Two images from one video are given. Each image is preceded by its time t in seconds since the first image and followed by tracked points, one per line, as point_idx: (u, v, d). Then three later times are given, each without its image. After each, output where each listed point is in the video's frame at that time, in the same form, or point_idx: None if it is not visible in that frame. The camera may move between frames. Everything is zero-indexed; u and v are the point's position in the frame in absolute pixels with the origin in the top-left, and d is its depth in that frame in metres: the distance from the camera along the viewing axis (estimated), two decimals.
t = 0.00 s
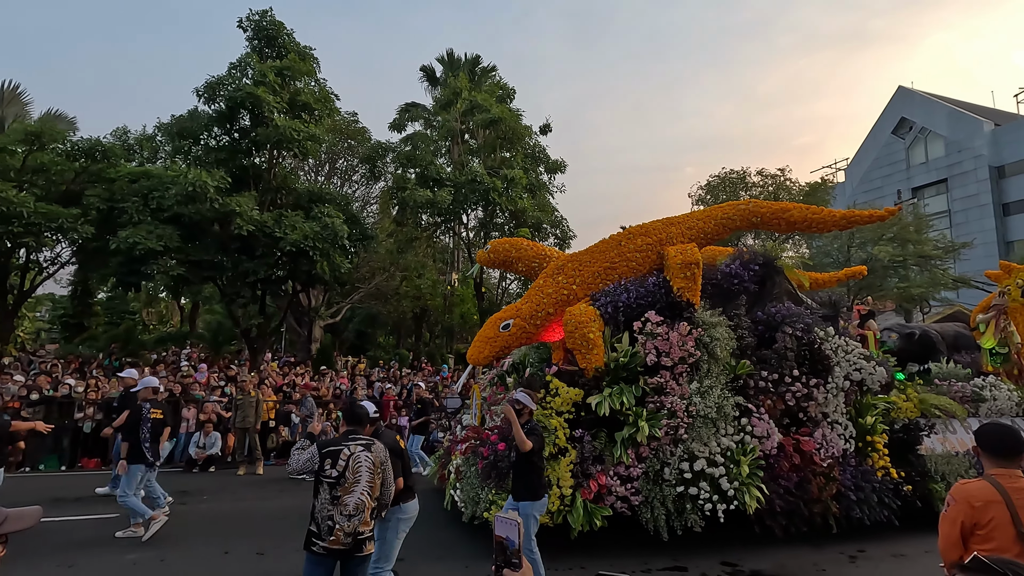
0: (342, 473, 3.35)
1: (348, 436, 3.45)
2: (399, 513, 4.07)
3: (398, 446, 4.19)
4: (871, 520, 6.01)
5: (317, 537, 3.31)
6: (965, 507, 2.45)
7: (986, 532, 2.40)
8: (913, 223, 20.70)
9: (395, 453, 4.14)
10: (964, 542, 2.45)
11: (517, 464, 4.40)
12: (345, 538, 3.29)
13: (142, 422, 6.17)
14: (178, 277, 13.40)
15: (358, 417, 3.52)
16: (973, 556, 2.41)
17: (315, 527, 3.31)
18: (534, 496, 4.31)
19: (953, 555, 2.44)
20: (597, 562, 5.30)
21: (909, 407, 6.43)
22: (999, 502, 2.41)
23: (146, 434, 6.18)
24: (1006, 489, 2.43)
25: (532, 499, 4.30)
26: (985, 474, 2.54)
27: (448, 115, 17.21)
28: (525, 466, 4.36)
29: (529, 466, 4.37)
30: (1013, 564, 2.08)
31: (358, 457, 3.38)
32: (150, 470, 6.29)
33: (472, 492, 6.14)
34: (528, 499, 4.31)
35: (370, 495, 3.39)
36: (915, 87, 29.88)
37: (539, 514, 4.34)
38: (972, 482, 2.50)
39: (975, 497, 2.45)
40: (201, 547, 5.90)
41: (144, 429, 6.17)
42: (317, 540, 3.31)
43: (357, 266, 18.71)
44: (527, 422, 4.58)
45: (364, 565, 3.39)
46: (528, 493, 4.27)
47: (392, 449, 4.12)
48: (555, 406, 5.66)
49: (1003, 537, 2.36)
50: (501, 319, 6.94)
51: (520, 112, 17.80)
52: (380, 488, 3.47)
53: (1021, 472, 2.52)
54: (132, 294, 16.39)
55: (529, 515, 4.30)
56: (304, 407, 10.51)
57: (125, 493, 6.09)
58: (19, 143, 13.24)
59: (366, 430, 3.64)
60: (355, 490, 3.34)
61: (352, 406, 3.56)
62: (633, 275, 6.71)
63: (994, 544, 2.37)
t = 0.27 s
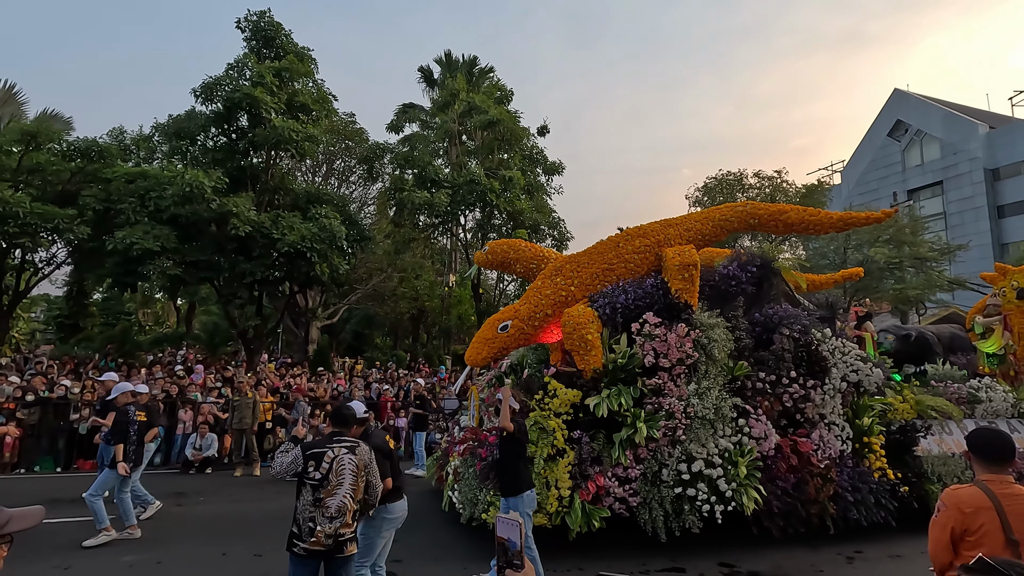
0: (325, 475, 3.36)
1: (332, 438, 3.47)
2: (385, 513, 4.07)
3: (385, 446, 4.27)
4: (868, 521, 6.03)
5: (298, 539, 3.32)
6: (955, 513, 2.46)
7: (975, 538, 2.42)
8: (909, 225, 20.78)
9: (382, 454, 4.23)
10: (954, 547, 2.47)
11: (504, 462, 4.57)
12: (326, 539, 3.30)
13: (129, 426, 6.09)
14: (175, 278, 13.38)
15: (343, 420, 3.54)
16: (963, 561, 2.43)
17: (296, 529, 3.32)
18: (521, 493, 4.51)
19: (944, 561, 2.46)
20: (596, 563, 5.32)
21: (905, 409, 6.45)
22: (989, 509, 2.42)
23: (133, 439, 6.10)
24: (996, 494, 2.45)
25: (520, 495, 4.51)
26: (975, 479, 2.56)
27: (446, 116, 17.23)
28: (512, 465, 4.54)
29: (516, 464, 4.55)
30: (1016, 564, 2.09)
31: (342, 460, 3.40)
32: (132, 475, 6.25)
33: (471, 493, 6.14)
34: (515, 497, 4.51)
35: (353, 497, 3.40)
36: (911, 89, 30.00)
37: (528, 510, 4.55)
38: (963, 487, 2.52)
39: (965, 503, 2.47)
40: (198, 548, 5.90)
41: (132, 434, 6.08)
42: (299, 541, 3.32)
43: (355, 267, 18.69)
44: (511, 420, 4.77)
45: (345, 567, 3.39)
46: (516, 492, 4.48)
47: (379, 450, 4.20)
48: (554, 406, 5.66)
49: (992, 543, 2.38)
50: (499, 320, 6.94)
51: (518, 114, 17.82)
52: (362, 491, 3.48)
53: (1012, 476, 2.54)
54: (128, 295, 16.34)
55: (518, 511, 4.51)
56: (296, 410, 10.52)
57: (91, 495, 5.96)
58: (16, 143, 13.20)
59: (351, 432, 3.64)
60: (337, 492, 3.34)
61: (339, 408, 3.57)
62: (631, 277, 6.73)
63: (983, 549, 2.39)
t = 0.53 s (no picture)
0: (320, 474, 3.36)
1: (327, 437, 3.47)
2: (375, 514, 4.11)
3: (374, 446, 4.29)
4: (865, 521, 6.05)
5: (294, 539, 3.32)
6: (958, 517, 2.48)
7: (980, 543, 2.43)
8: (906, 226, 20.86)
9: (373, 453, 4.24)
10: (958, 552, 2.48)
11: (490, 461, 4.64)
12: (323, 538, 3.30)
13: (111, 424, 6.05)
14: (172, 278, 13.37)
15: (338, 418, 3.54)
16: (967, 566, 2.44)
17: (292, 529, 3.32)
18: (506, 492, 4.59)
19: (948, 566, 2.47)
20: (594, 563, 5.33)
21: (902, 409, 6.47)
22: (992, 512, 2.43)
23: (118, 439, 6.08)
24: (998, 497, 2.47)
25: (505, 495, 4.61)
26: (975, 482, 2.57)
27: (444, 116, 17.25)
28: (498, 464, 4.61)
29: (502, 463, 4.62)
30: (1014, 564, 2.10)
31: (337, 459, 3.41)
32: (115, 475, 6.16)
33: (469, 494, 6.14)
34: (500, 495, 4.59)
35: (348, 495, 3.42)
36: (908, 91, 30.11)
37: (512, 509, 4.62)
38: (964, 491, 2.54)
39: (967, 507, 2.48)
40: (195, 549, 5.90)
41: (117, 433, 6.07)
42: (295, 541, 3.32)
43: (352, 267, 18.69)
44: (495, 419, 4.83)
45: (341, 566, 3.40)
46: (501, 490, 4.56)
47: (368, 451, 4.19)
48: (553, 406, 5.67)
49: (996, 547, 2.40)
50: (497, 320, 6.94)
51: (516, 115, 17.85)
52: (357, 490, 3.49)
53: (1010, 477, 2.55)
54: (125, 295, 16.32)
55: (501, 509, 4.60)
56: (287, 409, 10.23)
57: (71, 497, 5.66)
58: (12, 143, 13.17)
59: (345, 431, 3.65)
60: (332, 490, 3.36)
61: (333, 406, 3.58)
62: (629, 277, 6.75)
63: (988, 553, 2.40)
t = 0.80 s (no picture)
0: (322, 473, 3.37)
1: (326, 436, 3.48)
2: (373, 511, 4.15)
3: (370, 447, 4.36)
4: (861, 520, 6.07)
5: (297, 538, 3.32)
6: (953, 515, 2.50)
7: (975, 540, 2.45)
8: (903, 227, 20.93)
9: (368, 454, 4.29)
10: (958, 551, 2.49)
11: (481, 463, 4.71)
12: (325, 536, 3.31)
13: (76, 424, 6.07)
14: (169, 278, 13.35)
15: (335, 417, 3.55)
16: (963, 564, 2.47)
17: (295, 529, 3.32)
18: (495, 495, 4.63)
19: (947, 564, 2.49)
20: (591, 563, 5.34)
21: (898, 409, 6.50)
22: (986, 509, 2.46)
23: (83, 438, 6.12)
24: (992, 494, 2.49)
25: (493, 497, 4.63)
26: (970, 480, 2.60)
27: (442, 116, 17.26)
28: (488, 466, 4.68)
29: (492, 464, 4.68)
30: (1012, 561, 2.11)
31: (337, 456, 3.42)
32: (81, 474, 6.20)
33: (467, 493, 6.15)
34: (488, 498, 4.62)
35: (349, 492, 3.43)
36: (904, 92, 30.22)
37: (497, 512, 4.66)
38: (958, 489, 2.56)
39: (961, 505, 2.50)
40: (192, 549, 5.90)
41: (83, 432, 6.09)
42: (297, 540, 3.32)
43: (350, 267, 18.68)
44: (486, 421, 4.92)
45: (344, 563, 3.41)
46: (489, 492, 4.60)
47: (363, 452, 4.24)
48: (551, 406, 5.68)
49: (993, 544, 2.41)
50: (495, 320, 6.94)
51: (514, 115, 17.88)
52: (357, 486, 3.50)
53: (1004, 475, 2.57)
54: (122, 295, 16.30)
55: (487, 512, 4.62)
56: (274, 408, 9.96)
57: (44, 501, 5.79)
58: (9, 142, 13.14)
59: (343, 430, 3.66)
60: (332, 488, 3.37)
61: (329, 405, 3.58)
62: (627, 277, 6.76)
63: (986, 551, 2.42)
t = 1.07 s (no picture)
0: (324, 473, 3.36)
1: (326, 436, 3.47)
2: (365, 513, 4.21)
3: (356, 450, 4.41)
4: (860, 520, 6.08)
5: (299, 538, 3.32)
6: (949, 516, 2.50)
7: (973, 542, 2.45)
8: (901, 227, 20.96)
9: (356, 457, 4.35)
10: (954, 551, 2.50)
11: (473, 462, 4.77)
12: (328, 536, 3.31)
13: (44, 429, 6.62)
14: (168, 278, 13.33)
15: (334, 417, 3.53)
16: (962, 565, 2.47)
17: (297, 529, 3.32)
18: (487, 495, 4.67)
19: (944, 564, 2.50)
20: (591, 563, 5.34)
21: (897, 409, 6.50)
22: (982, 509, 2.46)
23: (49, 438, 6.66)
24: (989, 495, 2.49)
25: (485, 497, 4.67)
26: (968, 480, 2.59)
27: (441, 116, 17.26)
28: (481, 465, 4.73)
29: (484, 464, 4.73)
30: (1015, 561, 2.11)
31: (339, 456, 3.41)
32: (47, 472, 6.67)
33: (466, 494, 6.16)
34: (481, 497, 4.67)
35: (352, 492, 3.42)
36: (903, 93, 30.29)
37: (490, 511, 4.68)
38: (955, 490, 2.56)
39: (958, 505, 2.50)
40: (190, 550, 5.89)
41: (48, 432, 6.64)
42: (300, 540, 3.32)
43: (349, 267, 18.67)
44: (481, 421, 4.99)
45: (347, 562, 3.41)
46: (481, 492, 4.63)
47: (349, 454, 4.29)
48: (550, 406, 5.69)
49: (989, 544, 2.42)
50: (494, 320, 6.93)
51: (513, 115, 17.89)
52: (359, 486, 3.49)
53: (1003, 475, 2.57)
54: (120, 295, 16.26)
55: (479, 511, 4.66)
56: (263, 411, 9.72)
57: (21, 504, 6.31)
58: (6, 142, 13.12)
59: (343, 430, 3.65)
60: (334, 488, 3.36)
61: (327, 405, 3.55)
62: (626, 277, 6.76)
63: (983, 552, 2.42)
